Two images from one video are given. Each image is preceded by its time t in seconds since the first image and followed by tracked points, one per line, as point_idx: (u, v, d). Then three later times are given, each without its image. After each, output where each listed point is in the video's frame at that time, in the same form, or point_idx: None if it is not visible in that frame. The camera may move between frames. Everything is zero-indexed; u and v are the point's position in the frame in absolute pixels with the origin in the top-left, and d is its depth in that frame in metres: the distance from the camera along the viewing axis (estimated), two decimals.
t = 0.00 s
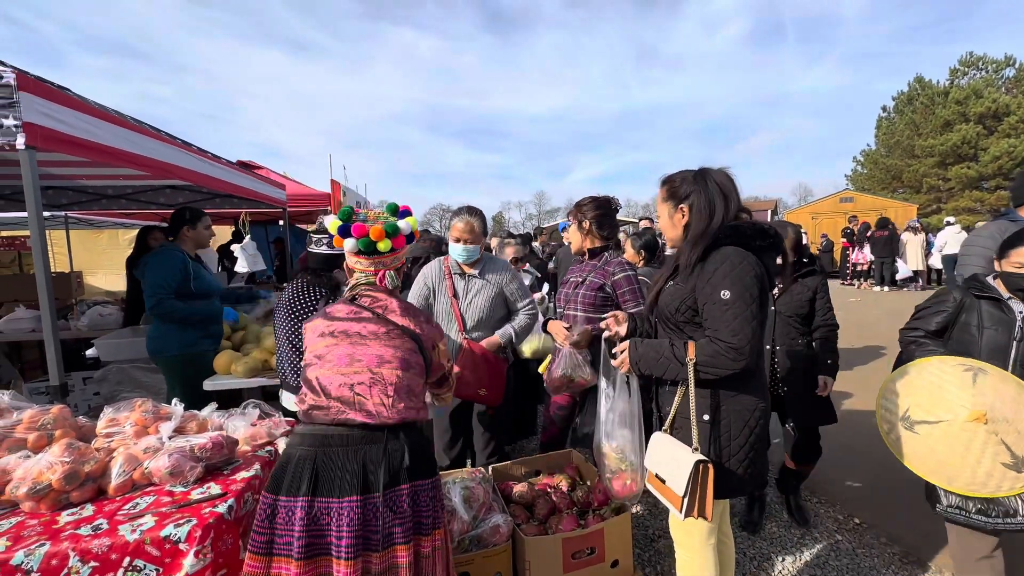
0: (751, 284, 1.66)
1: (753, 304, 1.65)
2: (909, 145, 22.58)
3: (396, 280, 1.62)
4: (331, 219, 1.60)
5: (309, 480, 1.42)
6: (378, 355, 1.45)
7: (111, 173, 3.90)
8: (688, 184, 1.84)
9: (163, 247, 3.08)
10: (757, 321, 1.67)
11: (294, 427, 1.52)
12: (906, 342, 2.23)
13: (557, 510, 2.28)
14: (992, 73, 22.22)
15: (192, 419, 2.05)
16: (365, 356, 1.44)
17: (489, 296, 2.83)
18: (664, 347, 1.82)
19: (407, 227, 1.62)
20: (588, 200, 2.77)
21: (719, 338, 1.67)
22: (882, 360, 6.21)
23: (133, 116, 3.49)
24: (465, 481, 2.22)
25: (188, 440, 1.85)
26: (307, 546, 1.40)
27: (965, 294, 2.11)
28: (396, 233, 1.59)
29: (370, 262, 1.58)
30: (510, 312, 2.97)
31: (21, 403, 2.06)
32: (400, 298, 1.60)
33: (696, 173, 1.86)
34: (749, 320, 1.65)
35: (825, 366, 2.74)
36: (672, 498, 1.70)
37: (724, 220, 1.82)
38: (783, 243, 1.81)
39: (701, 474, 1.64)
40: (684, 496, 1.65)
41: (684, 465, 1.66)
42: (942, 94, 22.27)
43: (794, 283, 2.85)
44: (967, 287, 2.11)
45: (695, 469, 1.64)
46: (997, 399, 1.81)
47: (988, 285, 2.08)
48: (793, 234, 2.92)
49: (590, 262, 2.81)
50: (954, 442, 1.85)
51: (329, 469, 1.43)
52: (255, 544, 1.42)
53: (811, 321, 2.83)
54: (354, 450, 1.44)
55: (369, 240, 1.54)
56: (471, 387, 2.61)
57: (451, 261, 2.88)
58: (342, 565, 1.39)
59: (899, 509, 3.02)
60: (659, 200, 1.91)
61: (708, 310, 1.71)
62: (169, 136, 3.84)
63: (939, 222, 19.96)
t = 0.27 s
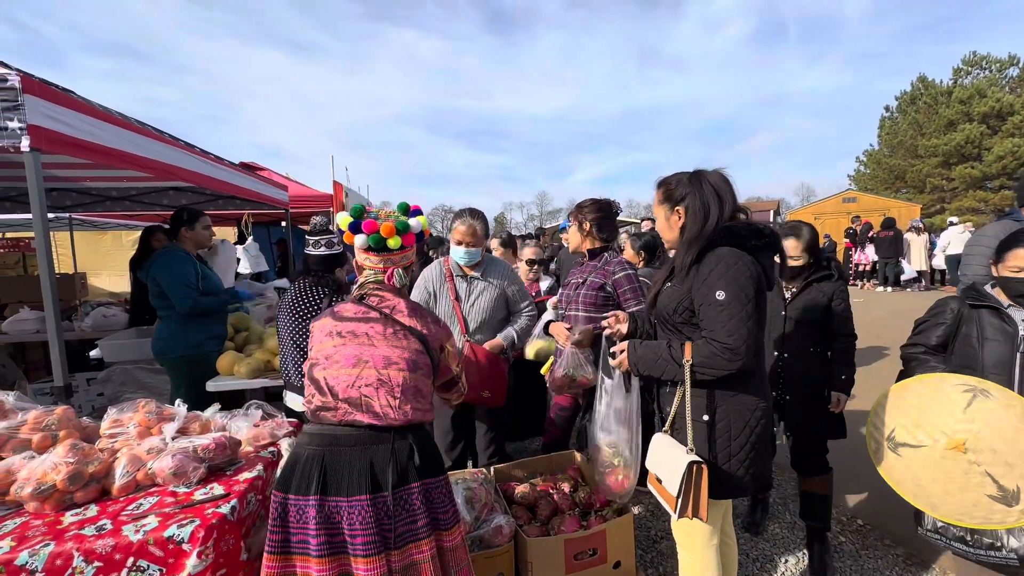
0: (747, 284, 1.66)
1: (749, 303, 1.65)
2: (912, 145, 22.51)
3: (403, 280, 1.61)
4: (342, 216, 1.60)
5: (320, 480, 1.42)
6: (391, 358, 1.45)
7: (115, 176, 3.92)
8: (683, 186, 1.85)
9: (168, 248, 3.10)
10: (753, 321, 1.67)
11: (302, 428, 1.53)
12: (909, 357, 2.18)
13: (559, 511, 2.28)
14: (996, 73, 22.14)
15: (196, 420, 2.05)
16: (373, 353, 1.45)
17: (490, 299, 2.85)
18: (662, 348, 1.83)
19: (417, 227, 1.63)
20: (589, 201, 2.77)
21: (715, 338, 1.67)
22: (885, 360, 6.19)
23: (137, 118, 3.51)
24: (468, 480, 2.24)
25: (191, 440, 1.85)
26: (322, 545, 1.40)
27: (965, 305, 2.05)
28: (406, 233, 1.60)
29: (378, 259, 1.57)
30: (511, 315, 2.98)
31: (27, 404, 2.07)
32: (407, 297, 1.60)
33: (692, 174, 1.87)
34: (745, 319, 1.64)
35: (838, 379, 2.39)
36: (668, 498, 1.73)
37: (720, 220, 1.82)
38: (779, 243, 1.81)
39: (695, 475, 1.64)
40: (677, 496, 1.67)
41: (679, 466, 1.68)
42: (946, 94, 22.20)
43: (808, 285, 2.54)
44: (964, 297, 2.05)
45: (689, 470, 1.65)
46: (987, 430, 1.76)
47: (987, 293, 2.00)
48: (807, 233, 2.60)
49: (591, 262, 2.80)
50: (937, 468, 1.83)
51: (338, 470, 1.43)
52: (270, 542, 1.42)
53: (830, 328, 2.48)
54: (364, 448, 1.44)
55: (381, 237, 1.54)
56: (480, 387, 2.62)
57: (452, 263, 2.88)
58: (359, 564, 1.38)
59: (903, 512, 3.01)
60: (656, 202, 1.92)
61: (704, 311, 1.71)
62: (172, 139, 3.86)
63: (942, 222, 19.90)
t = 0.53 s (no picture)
0: (736, 281, 1.64)
1: (738, 300, 1.63)
2: (914, 145, 22.48)
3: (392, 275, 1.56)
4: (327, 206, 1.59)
5: (305, 487, 1.45)
6: (375, 368, 1.42)
7: (117, 177, 3.94)
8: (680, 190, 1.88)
9: (171, 250, 3.11)
10: (742, 318, 1.65)
11: (291, 434, 1.54)
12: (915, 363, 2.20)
13: (560, 512, 2.27)
14: (998, 73, 22.11)
15: (196, 421, 2.06)
16: (344, 361, 1.42)
17: (490, 301, 2.86)
18: (657, 351, 1.85)
19: (403, 214, 1.60)
20: (590, 202, 2.77)
21: (702, 335, 1.67)
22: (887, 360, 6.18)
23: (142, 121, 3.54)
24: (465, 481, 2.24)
25: (193, 441, 1.85)
26: (304, 552, 1.42)
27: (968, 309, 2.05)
28: (391, 220, 1.57)
29: (364, 250, 1.56)
30: (511, 317, 2.99)
31: (28, 405, 2.07)
32: (394, 293, 1.57)
33: (689, 176, 1.90)
34: (733, 316, 1.63)
35: (868, 391, 2.28)
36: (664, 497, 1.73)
37: (713, 218, 1.82)
38: (773, 242, 1.80)
39: (688, 474, 1.64)
40: (671, 496, 1.66)
41: (673, 465, 1.67)
42: (948, 93, 22.17)
43: (835, 289, 2.40)
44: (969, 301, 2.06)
45: (682, 469, 1.64)
46: (974, 447, 1.70)
47: (991, 296, 1.99)
48: (833, 230, 2.40)
49: (591, 263, 2.81)
50: (912, 475, 1.83)
51: (323, 477, 1.45)
52: (260, 543, 1.47)
53: (857, 334, 2.36)
54: (349, 457, 1.45)
55: (363, 224, 1.52)
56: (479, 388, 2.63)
57: (451, 265, 2.86)
58: (339, 570, 1.40)
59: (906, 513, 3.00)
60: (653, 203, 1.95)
61: (694, 308, 1.71)
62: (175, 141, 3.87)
63: (944, 222, 19.86)
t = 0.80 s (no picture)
0: (721, 274, 1.64)
1: (721, 293, 1.63)
2: (915, 146, 22.48)
3: (367, 275, 1.51)
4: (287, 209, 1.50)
5: (293, 494, 1.47)
6: (356, 378, 1.42)
7: (118, 179, 3.95)
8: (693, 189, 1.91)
9: (171, 252, 3.11)
10: (727, 311, 1.64)
11: (282, 439, 1.56)
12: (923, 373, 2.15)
13: (561, 514, 2.27)
14: (998, 74, 22.12)
15: (197, 423, 2.06)
16: (321, 376, 1.42)
17: (490, 302, 2.86)
18: (647, 341, 1.86)
19: (368, 213, 1.48)
20: (590, 203, 2.77)
21: (684, 325, 1.67)
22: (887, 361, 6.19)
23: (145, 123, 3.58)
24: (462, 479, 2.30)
25: (193, 443, 1.85)
26: (292, 558, 1.45)
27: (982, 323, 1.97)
28: (357, 223, 1.46)
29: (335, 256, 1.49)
30: (510, 319, 2.99)
31: (29, 406, 2.07)
32: (371, 293, 1.51)
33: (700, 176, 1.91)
34: (716, 308, 1.62)
35: (881, 398, 2.27)
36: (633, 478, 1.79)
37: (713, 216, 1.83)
38: (770, 242, 1.79)
39: (657, 456, 1.70)
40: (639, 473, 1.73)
41: (643, 446, 1.74)
42: (948, 94, 22.18)
43: (847, 292, 2.36)
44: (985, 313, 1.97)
45: (652, 449, 1.70)
46: (964, 478, 1.58)
47: (1006, 310, 1.92)
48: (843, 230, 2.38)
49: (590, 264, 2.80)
50: (898, 501, 1.71)
51: (311, 485, 1.47)
52: (252, 547, 1.50)
53: (868, 337, 2.33)
54: (334, 464, 1.46)
55: (326, 234, 1.43)
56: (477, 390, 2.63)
57: (450, 266, 2.87)
58: None
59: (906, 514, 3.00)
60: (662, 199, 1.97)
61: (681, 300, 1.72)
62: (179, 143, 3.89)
63: (945, 223, 19.85)
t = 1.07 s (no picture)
0: (735, 279, 1.65)
1: (735, 298, 1.63)
2: (915, 148, 22.50)
3: (345, 285, 1.49)
4: (251, 230, 1.48)
5: (291, 507, 1.48)
6: (338, 395, 1.44)
7: (119, 182, 3.95)
8: (699, 190, 1.90)
9: (171, 255, 3.11)
10: (739, 316, 1.65)
11: (276, 451, 1.56)
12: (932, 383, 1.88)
13: (563, 517, 2.26)
14: (998, 75, 22.15)
15: (197, 426, 2.06)
16: (306, 393, 1.45)
17: (490, 304, 2.86)
18: (654, 344, 1.86)
19: (336, 226, 1.43)
20: (590, 206, 2.78)
21: (697, 330, 1.67)
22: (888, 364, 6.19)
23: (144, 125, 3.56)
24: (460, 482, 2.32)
25: (194, 446, 1.85)
26: (294, 567, 1.46)
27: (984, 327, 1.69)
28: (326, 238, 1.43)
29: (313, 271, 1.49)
30: (508, 321, 2.99)
31: (29, 409, 2.07)
32: (352, 302, 1.50)
33: (710, 178, 1.91)
34: (729, 313, 1.63)
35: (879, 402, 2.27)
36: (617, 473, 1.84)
37: (722, 219, 1.83)
38: (781, 248, 1.81)
39: (639, 455, 1.74)
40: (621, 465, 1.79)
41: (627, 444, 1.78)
42: (948, 96, 22.21)
43: (843, 296, 2.36)
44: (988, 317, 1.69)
45: (635, 449, 1.74)
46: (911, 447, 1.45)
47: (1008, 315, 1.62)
48: (837, 231, 2.38)
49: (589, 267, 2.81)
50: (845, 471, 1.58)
51: (307, 497, 1.47)
52: (256, 555, 1.51)
53: (865, 341, 2.33)
54: (327, 475, 1.46)
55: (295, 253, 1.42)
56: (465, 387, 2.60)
57: (449, 268, 2.87)
58: None
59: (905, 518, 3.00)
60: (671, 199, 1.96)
61: (693, 304, 1.71)
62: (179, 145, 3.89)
63: (945, 225, 19.86)
